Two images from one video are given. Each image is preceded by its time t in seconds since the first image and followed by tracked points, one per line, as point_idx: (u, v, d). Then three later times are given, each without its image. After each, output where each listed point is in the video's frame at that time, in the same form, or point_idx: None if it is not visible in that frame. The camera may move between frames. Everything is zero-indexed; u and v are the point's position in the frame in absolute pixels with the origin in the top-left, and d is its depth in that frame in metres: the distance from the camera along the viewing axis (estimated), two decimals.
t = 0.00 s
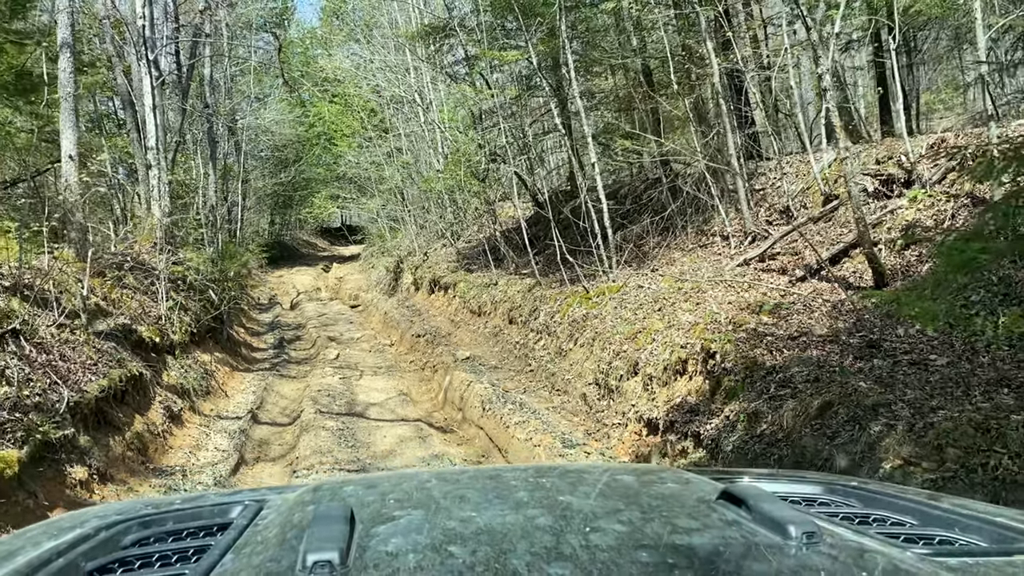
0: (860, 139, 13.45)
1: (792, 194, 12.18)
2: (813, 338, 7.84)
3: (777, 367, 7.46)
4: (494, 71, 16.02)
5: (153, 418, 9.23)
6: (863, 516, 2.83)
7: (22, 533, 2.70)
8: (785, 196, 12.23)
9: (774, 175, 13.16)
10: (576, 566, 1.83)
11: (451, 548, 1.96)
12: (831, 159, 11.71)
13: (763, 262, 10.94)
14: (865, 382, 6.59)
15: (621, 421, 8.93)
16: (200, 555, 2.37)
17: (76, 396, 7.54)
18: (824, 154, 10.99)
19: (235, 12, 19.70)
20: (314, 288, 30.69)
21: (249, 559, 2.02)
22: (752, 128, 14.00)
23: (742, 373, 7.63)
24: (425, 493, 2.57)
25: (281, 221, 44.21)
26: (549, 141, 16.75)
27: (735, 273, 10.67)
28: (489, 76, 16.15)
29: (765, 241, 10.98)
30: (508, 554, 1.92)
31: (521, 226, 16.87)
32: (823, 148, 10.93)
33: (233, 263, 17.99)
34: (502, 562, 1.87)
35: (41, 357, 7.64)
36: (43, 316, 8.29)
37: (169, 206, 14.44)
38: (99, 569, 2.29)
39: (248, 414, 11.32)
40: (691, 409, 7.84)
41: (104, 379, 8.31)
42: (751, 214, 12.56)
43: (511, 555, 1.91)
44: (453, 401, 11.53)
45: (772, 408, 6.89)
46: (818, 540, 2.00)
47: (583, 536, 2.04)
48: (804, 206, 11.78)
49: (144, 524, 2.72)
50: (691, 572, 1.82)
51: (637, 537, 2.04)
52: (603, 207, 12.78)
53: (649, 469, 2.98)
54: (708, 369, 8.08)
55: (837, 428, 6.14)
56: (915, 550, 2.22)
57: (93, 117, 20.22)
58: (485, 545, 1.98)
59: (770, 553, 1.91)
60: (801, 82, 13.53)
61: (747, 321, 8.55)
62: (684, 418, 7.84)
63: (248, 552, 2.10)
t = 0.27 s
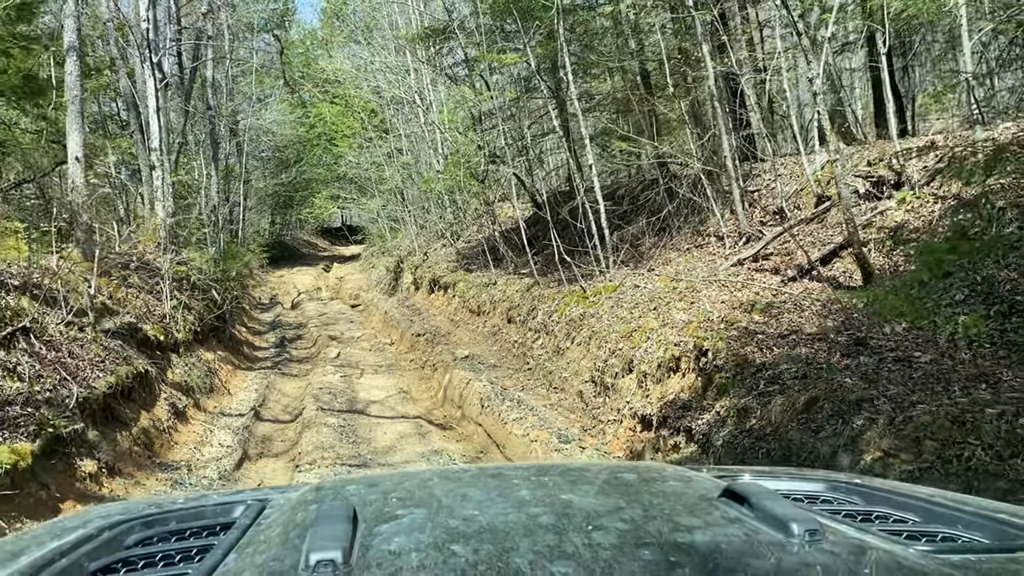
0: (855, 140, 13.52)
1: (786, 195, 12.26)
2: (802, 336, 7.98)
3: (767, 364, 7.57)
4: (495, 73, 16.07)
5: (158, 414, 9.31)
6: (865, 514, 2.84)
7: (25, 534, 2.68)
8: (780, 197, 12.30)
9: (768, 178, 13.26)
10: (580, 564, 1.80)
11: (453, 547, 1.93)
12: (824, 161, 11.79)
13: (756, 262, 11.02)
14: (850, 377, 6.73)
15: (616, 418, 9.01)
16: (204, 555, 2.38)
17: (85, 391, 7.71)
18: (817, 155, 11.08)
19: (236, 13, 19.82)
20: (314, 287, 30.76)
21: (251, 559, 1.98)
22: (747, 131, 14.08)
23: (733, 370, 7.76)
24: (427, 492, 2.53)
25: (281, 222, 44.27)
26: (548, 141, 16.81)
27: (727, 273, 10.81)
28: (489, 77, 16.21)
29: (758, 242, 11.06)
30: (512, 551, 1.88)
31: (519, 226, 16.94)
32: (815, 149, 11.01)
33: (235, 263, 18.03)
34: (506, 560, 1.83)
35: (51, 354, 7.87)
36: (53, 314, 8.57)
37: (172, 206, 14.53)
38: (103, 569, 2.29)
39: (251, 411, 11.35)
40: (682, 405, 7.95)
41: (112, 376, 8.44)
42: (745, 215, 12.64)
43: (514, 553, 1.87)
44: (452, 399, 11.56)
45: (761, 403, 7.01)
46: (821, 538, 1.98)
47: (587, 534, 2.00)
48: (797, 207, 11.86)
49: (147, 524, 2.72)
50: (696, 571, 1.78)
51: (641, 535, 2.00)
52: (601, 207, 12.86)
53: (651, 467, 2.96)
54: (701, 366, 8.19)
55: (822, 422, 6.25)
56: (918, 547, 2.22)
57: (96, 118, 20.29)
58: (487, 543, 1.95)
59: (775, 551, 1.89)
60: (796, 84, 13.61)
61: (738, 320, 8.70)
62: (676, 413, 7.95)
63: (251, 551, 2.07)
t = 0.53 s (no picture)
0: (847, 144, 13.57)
1: (780, 197, 12.31)
2: (791, 335, 8.07)
3: (755, 362, 7.65)
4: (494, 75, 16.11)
5: (162, 411, 9.34)
6: (869, 517, 2.85)
7: (26, 539, 2.69)
8: (774, 198, 12.35)
9: (762, 180, 13.32)
10: (582, 568, 1.77)
11: (455, 550, 1.90)
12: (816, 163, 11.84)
13: (749, 264, 11.09)
14: (835, 375, 6.82)
15: (611, 416, 9.07)
16: (205, 559, 2.37)
17: (92, 388, 7.76)
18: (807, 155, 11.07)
19: (236, 14, 19.86)
20: (315, 287, 30.78)
21: (254, 562, 1.98)
22: (741, 133, 14.13)
23: (723, 368, 7.84)
24: (428, 494, 2.51)
25: (281, 223, 44.31)
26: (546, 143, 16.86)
27: (720, 273, 10.88)
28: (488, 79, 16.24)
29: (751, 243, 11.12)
30: (514, 554, 1.86)
31: (517, 227, 16.99)
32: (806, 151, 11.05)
33: (236, 263, 18.06)
34: (508, 563, 1.81)
35: (59, 352, 7.93)
36: (60, 313, 8.57)
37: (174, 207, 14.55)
38: (106, 572, 2.30)
39: (252, 409, 11.37)
40: (674, 404, 8.02)
41: (117, 373, 8.49)
42: (738, 217, 12.69)
43: (516, 556, 1.85)
44: (450, 398, 11.57)
45: (750, 400, 7.12)
46: (824, 540, 1.95)
47: (590, 538, 1.98)
48: (790, 209, 11.92)
49: (150, 527, 2.74)
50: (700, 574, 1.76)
51: (643, 539, 1.98)
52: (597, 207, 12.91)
53: (653, 469, 2.94)
54: (693, 365, 8.27)
55: (807, 419, 6.40)
56: (921, 551, 2.21)
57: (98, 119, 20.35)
58: (490, 547, 1.92)
59: (778, 554, 1.86)
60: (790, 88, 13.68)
61: (729, 319, 8.80)
62: (669, 411, 8.03)
63: (252, 555, 2.09)
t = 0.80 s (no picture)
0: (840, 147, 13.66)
1: (771, 200, 12.43)
2: (778, 334, 8.30)
3: (741, 361, 7.89)
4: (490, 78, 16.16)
5: (165, 407, 9.42)
6: (867, 523, 2.79)
7: (25, 532, 2.69)
8: (766, 201, 12.49)
9: (755, 182, 13.44)
10: (579, 570, 1.81)
11: (453, 551, 1.94)
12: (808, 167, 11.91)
13: (741, 265, 11.20)
14: (817, 373, 7.06)
15: (603, 413, 9.25)
16: (202, 558, 2.39)
17: (98, 384, 7.82)
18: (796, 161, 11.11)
19: (238, 16, 19.94)
20: (315, 287, 30.85)
21: (252, 561, 2.02)
22: (734, 137, 14.22)
23: (711, 367, 8.08)
24: (427, 494, 2.54)
25: (281, 222, 44.37)
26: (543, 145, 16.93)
27: (711, 274, 11.07)
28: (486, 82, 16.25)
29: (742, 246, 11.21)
30: (511, 557, 1.90)
31: (515, 228, 17.09)
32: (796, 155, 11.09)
33: (237, 262, 18.12)
34: (506, 565, 1.84)
35: (65, 349, 7.96)
36: (65, 312, 8.57)
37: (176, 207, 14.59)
38: (102, 569, 2.31)
39: (253, 405, 11.43)
40: (663, 401, 8.27)
41: (122, 370, 8.56)
42: (730, 219, 12.81)
43: (513, 558, 1.89)
44: (448, 395, 11.62)
45: (735, 398, 7.37)
46: (822, 546, 1.94)
47: (586, 541, 2.01)
48: (782, 211, 12.03)
49: (147, 525, 2.76)
50: None
51: (639, 542, 2.01)
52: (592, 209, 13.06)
53: (652, 472, 2.95)
54: (682, 363, 8.51)
55: (788, 414, 6.64)
56: (921, 558, 2.18)
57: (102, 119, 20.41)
58: (488, 548, 1.96)
59: (776, 558, 1.88)
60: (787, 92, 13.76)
61: (718, 319, 9.03)
62: (658, 408, 8.25)
63: (250, 554, 2.11)
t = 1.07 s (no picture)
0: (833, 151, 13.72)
1: (764, 203, 12.55)
2: (765, 334, 8.63)
3: (729, 359, 8.23)
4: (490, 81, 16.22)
5: (171, 402, 9.53)
6: (863, 518, 2.78)
7: (21, 529, 2.62)
8: (760, 204, 12.60)
9: (749, 186, 13.55)
10: (576, 565, 1.80)
11: (450, 547, 1.94)
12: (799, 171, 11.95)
13: (733, 266, 11.30)
14: (800, 371, 7.41)
15: (597, 409, 9.50)
16: (200, 553, 2.35)
17: (108, 379, 7.97)
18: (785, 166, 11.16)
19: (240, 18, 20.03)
20: (316, 288, 30.91)
21: (249, 557, 1.99)
22: (729, 141, 14.29)
23: (700, 365, 8.39)
24: (425, 491, 2.54)
25: (283, 223, 44.45)
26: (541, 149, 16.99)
27: (702, 274, 11.29)
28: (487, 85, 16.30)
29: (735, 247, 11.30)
30: (509, 552, 1.89)
31: (513, 229, 17.19)
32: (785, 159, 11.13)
33: (240, 262, 18.19)
34: (503, 561, 1.84)
35: (76, 345, 8.13)
36: (75, 309, 8.68)
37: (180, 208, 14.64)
38: (99, 565, 2.28)
39: (256, 402, 11.47)
40: (654, 397, 8.58)
41: (131, 366, 8.67)
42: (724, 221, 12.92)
43: (511, 554, 1.88)
44: (447, 392, 11.67)
45: (722, 394, 7.70)
46: (819, 541, 1.96)
47: (583, 536, 2.00)
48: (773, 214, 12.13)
49: (144, 520, 2.71)
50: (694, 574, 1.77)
51: (637, 537, 2.00)
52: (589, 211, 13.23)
53: (650, 468, 2.93)
54: (673, 362, 8.82)
55: (771, 409, 7.04)
56: (916, 553, 2.19)
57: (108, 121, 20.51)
58: (485, 544, 1.95)
59: (773, 554, 1.89)
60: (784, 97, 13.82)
61: (708, 319, 9.33)
62: (649, 405, 8.55)
63: (247, 549, 2.08)
